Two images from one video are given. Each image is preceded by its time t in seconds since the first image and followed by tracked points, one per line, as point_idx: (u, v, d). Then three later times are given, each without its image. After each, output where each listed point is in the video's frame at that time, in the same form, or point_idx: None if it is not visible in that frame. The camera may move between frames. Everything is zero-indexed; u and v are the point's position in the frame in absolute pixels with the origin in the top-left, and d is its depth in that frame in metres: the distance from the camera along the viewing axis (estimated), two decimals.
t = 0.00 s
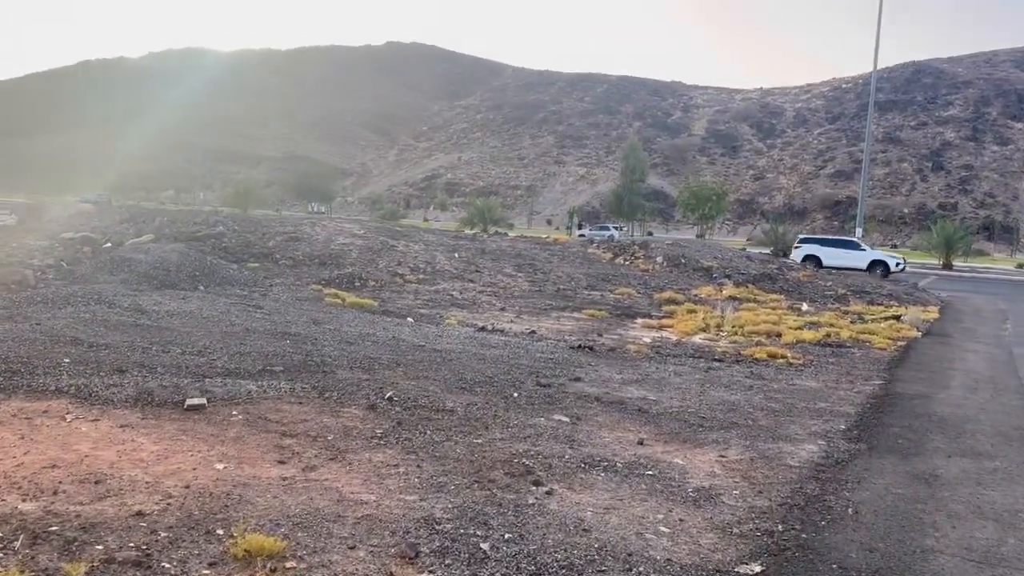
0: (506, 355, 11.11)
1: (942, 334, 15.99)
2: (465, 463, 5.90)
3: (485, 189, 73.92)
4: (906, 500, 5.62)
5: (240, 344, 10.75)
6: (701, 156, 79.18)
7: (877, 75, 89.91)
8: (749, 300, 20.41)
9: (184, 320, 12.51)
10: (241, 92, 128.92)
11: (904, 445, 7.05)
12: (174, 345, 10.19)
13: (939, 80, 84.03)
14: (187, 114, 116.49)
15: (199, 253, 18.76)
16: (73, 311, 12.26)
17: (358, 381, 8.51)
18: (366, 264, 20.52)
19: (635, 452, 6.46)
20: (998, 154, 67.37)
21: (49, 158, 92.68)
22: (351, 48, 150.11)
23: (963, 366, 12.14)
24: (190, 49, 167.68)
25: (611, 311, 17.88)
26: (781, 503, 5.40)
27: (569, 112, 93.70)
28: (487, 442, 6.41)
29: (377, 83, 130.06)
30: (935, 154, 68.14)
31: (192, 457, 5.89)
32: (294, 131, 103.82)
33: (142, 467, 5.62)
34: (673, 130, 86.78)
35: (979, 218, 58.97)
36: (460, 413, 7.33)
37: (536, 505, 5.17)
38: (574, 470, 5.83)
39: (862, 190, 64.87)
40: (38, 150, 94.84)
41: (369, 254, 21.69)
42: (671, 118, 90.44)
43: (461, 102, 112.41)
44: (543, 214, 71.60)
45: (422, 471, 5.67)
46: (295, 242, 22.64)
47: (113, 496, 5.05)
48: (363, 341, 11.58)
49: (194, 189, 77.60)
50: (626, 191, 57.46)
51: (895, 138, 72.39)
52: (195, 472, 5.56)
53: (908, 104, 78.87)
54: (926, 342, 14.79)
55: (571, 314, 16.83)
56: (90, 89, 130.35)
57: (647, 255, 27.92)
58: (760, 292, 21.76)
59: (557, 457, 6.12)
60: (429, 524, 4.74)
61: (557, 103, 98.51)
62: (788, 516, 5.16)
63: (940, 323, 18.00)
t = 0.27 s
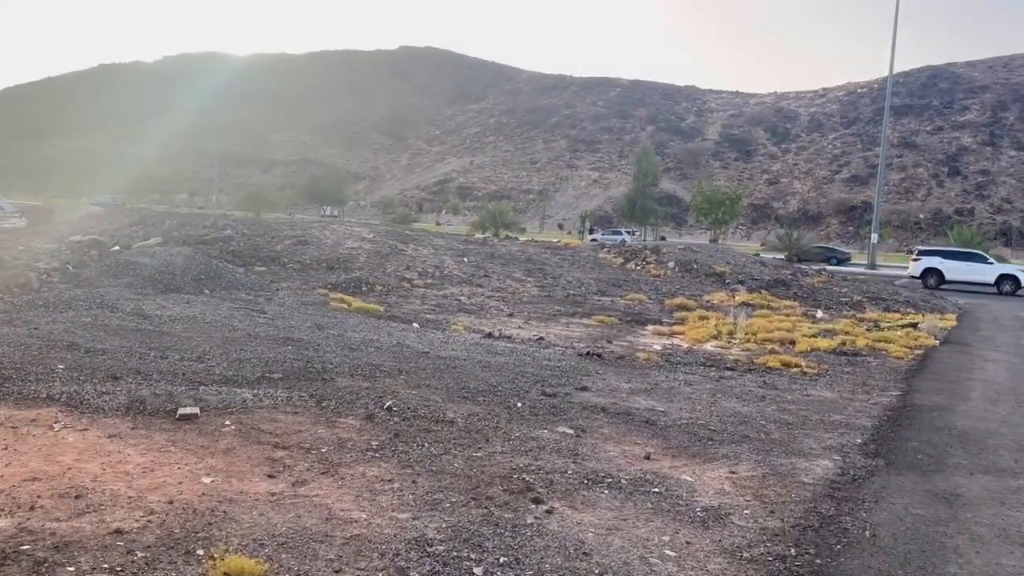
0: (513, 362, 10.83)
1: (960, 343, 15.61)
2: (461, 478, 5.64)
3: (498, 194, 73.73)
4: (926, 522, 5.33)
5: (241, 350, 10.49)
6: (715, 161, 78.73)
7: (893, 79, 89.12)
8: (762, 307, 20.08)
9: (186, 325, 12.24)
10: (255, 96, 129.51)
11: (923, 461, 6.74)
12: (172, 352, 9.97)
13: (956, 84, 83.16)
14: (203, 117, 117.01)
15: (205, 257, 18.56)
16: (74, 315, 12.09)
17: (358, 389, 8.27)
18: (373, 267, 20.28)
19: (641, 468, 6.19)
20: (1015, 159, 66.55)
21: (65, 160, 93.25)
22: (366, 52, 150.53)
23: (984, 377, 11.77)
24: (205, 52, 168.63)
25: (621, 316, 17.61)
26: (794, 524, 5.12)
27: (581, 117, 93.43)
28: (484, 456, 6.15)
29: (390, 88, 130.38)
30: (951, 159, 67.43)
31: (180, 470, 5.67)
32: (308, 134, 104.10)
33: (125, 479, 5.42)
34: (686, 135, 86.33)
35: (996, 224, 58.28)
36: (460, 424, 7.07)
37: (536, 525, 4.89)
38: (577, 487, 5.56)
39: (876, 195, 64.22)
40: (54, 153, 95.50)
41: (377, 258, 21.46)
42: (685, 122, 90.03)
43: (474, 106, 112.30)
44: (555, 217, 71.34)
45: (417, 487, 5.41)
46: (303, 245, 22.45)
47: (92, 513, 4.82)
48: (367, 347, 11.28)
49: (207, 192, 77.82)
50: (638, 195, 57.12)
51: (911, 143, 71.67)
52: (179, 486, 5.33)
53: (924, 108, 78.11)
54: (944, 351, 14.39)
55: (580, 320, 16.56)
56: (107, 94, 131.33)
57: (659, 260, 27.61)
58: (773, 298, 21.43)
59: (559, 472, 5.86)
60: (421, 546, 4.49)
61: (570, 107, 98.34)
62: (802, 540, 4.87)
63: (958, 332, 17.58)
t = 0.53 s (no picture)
0: (515, 365, 10.56)
1: (977, 348, 15.24)
2: (452, 486, 5.36)
3: (508, 196, 73.51)
4: (945, 535, 5.01)
5: (237, 350, 10.24)
6: (727, 164, 78.28)
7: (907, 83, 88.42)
8: (773, 310, 19.74)
9: (183, 324, 12.03)
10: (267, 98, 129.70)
11: (940, 470, 6.42)
12: (165, 351, 9.73)
13: (971, 88, 82.39)
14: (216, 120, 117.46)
15: (208, 256, 18.36)
16: (70, 313, 11.89)
17: (353, 391, 8.00)
18: (378, 268, 20.06)
19: (642, 475, 5.91)
20: None
21: (77, 161, 93.56)
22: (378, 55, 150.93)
23: (1002, 383, 11.40)
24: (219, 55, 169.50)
25: (628, 319, 17.31)
26: (804, 538, 4.82)
27: (593, 120, 93.17)
28: (479, 462, 5.87)
29: (402, 90, 130.37)
30: (965, 163, 66.75)
31: (158, 473, 5.42)
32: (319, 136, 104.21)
33: (102, 483, 5.19)
34: (698, 138, 85.92)
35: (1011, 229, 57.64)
36: (456, 427, 6.80)
37: (529, 537, 4.61)
38: (573, 496, 5.28)
39: (890, 199, 63.62)
40: (67, 155, 95.86)
41: (382, 258, 21.25)
42: (697, 125, 89.62)
43: (485, 109, 112.15)
44: (566, 220, 71.04)
45: (405, 494, 5.14)
46: (308, 245, 22.27)
47: (61, 519, 4.57)
48: (366, 347, 11.02)
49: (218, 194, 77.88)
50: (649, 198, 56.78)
51: (925, 147, 71.01)
52: (157, 491, 5.08)
53: (938, 113, 77.43)
54: (960, 356, 14.03)
55: (587, 322, 16.27)
56: (120, 95, 131.82)
57: (669, 262, 27.30)
58: (784, 302, 21.07)
59: (556, 479, 5.58)
60: (404, 558, 4.23)
61: (582, 110, 98.11)
62: (809, 556, 4.58)
63: (974, 337, 17.19)
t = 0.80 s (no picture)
0: (509, 372, 10.29)
1: (981, 356, 14.97)
2: (435, 506, 5.09)
3: (509, 198, 73.26)
4: (951, 562, 4.76)
5: (223, 355, 9.98)
6: (729, 167, 78.03)
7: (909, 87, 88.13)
8: (773, 316, 19.47)
9: (171, 328, 11.78)
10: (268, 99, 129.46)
11: (947, 489, 6.16)
12: (149, 357, 9.46)
13: (973, 92, 82.09)
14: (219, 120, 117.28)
15: (201, 258, 18.11)
16: (56, 317, 11.65)
17: (339, 400, 7.73)
18: (375, 270, 19.83)
19: (635, 493, 5.66)
20: None
21: (78, 161, 93.34)
22: (381, 57, 150.95)
23: (1008, 394, 11.14)
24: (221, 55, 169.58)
25: (627, 324, 17.06)
26: (803, 566, 4.57)
27: (595, 122, 92.95)
28: (465, 478, 5.61)
29: (404, 91, 130.16)
30: (968, 167, 66.46)
31: (125, 490, 5.16)
32: (320, 137, 103.96)
33: (65, 500, 4.92)
34: (699, 141, 85.68)
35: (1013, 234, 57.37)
36: (445, 440, 6.54)
37: (512, 563, 4.36)
38: (562, 517, 5.01)
39: (892, 203, 63.34)
40: (68, 155, 95.70)
41: (379, 260, 21.02)
42: (699, 128, 89.36)
43: (486, 110, 111.91)
44: (567, 222, 70.80)
45: (385, 514, 4.88)
46: (304, 247, 22.03)
47: (17, 541, 4.32)
48: (356, 353, 10.75)
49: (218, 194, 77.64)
50: (650, 201, 56.55)
51: (927, 151, 70.72)
52: (122, 511, 4.81)
53: (941, 117, 77.14)
54: (963, 364, 13.77)
55: (584, 327, 16.02)
56: (121, 95, 131.66)
57: (669, 266, 27.03)
58: (785, 307, 20.80)
59: (545, 498, 5.31)
60: None
61: (584, 112, 97.87)
62: None
63: (978, 344, 16.92)
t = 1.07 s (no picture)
0: (485, 375, 10.01)
1: (962, 357, 14.87)
2: (399, 516, 4.82)
3: (492, 199, 72.98)
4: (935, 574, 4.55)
5: (188, 358, 9.63)
6: (710, 169, 78.16)
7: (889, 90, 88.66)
8: (754, 317, 19.33)
9: (137, 329, 11.41)
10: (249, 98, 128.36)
11: (931, 495, 5.96)
12: (110, 360, 9.10)
13: (951, 96, 82.72)
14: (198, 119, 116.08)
15: (173, 257, 17.69)
16: (17, 317, 11.25)
17: (305, 405, 7.44)
18: (352, 270, 19.50)
19: (609, 501, 5.42)
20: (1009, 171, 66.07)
21: (55, 159, 92.01)
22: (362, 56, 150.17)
23: (990, 396, 11.00)
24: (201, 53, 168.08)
25: (607, 325, 16.83)
26: None
27: (577, 124, 92.87)
28: (432, 486, 5.34)
29: (386, 91, 129.51)
30: (946, 170, 66.90)
31: (69, 501, 4.85)
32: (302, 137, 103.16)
33: (5, 513, 4.62)
34: (681, 143, 85.80)
35: (990, 236, 57.83)
36: (413, 445, 6.27)
37: None
38: (532, 528, 4.76)
39: (871, 205, 63.63)
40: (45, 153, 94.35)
41: (356, 260, 20.68)
42: (680, 130, 89.49)
43: (468, 111, 111.58)
44: (549, 223, 70.60)
45: (346, 526, 4.60)
46: (280, 247, 21.65)
47: None
48: (328, 355, 10.43)
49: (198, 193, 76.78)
50: (631, 201, 56.47)
51: (906, 154, 71.12)
52: (64, 524, 4.50)
53: (920, 119, 77.63)
54: (945, 366, 13.65)
55: (564, 329, 15.78)
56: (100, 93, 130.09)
57: (650, 267, 26.86)
58: (766, 308, 20.66)
59: (515, 507, 5.05)
60: None
61: (566, 113, 97.78)
62: None
63: (958, 346, 16.85)
